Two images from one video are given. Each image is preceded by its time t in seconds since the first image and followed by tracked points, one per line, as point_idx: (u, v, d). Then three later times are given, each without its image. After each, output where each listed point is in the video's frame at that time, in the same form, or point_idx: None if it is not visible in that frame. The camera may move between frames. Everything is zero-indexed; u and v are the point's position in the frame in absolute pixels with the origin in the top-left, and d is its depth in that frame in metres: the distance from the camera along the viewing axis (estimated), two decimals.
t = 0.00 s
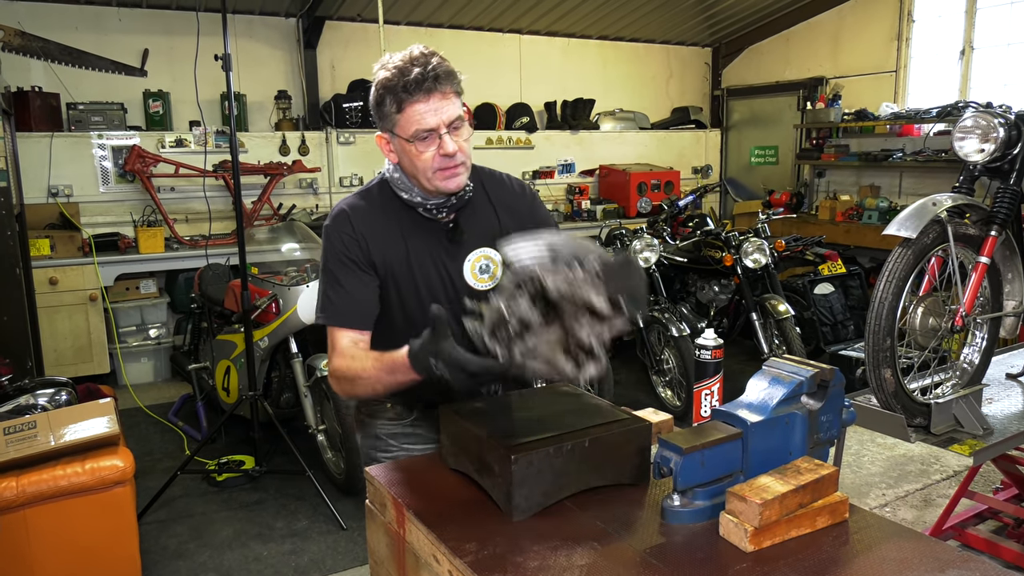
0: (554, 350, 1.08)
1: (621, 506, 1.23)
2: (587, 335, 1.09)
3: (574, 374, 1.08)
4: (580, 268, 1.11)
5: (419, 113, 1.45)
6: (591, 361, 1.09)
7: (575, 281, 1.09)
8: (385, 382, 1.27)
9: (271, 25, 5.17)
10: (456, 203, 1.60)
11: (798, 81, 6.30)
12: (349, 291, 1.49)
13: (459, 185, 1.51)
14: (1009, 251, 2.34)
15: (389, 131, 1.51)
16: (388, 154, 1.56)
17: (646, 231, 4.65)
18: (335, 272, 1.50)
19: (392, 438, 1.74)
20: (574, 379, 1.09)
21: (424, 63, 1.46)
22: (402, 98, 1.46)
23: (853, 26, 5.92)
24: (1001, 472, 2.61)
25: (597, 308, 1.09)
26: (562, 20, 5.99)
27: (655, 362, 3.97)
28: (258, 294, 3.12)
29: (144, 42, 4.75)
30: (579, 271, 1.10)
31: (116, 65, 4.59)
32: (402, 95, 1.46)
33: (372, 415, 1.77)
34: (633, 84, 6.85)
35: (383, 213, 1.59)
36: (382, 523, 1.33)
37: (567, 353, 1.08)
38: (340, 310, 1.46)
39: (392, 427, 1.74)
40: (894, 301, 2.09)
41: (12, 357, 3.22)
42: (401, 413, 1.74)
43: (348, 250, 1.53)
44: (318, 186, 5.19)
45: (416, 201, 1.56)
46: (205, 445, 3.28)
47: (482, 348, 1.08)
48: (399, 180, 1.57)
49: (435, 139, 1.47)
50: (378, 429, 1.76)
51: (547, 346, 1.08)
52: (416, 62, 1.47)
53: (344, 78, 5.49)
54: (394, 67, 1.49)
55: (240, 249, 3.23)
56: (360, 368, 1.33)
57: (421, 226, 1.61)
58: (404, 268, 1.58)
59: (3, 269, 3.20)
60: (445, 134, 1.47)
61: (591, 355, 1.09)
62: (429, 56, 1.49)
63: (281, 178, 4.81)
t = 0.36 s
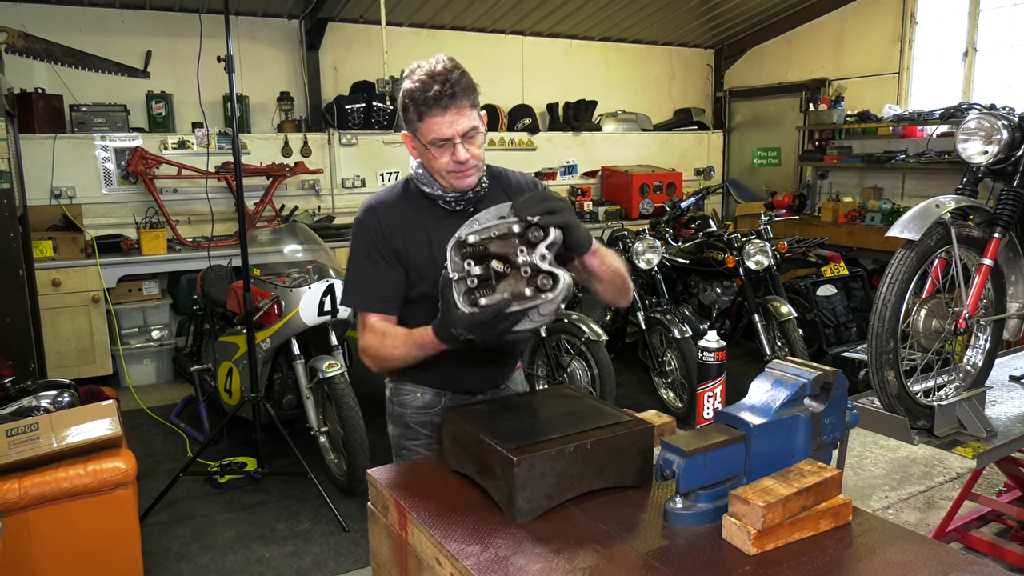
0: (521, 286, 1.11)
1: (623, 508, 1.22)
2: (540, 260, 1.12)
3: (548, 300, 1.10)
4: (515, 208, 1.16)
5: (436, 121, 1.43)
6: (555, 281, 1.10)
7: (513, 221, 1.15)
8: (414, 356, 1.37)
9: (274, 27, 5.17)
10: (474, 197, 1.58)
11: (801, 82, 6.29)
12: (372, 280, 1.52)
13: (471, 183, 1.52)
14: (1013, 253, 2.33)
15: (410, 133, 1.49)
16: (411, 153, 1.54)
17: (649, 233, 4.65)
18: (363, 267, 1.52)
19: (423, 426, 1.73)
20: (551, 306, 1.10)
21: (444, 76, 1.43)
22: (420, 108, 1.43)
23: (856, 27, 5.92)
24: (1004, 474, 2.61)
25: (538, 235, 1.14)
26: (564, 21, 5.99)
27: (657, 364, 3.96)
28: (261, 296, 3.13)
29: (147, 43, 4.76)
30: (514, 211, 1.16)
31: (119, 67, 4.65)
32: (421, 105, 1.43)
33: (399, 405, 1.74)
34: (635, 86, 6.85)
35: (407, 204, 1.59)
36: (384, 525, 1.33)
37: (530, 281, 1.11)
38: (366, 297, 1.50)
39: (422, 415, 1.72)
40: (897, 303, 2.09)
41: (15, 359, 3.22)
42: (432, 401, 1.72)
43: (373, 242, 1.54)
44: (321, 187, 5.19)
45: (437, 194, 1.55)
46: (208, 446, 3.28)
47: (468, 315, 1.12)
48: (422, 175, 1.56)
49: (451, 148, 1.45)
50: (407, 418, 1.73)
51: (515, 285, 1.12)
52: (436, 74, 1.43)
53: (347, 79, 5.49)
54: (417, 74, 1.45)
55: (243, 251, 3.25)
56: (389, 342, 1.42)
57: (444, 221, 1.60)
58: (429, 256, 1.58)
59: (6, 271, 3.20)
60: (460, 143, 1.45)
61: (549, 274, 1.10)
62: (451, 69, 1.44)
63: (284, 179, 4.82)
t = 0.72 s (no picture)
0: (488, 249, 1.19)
1: (621, 510, 1.22)
2: (517, 226, 1.19)
3: (508, 263, 1.18)
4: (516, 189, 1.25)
5: (447, 123, 1.44)
6: (521, 248, 1.18)
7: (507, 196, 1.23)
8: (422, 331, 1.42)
9: (271, 28, 5.17)
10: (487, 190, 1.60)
11: (798, 82, 6.30)
12: (388, 271, 1.53)
13: (481, 180, 1.54)
14: (1010, 253, 2.33)
15: (424, 131, 1.51)
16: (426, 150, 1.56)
17: (647, 233, 4.66)
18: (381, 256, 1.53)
19: (434, 408, 1.74)
20: (514, 271, 1.19)
21: (457, 82, 1.43)
22: (433, 110, 1.44)
23: (853, 28, 5.92)
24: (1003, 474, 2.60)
25: (524, 208, 1.21)
26: (562, 22, 5.99)
27: (655, 365, 3.96)
28: (258, 298, 3.13)
29: (144, 45, 4.76)
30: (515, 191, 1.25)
31: (117, 69, 4.65)
32: (434, 107, 1.43)
33: (411, 387, 1.75)
34: (632, 86, 6.85)
35: (420, 198, 1.59)
36: (382, 528, 1.33)
37: (500, 246, 1.19)
38: (382, 287, 1.52)
39: (433, 397, 1.73)
40: (895, 303, 2.08)
41: (12, 361, 3.21)
42: (443, 384, 1.73)
43: (388, 235, 1.55)
44: (318, 189, 5.18)
45: (450, 188, 1.57)
46: (206, 449, 3.28)
47: (446, 275, 1.23)
48: (435, 172, 1.58)
49: (462, 149, 1.46)
50: (418, 400, 1.74)
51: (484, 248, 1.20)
52: (449, 79, 1.44)
53: (344, 81, 5.49)
54: (432, 78, 1.45)
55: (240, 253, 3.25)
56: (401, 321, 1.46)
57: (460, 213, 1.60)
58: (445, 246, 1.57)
59: (2, 273, 3.19)
60: (471, 145, 1.46)
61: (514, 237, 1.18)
62: (465, 74, 1.45)
63: (281, 181, 4.81)
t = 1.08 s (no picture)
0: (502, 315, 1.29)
1: (619, 511, 1.22)
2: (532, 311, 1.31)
3: (510, 334, 1.27)
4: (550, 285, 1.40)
5: (445, 139, 1.42)
6: (528, 330, 1.27)
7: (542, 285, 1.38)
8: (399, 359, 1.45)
9: (269, 29, 5.16)
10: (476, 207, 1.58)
11: (797, 83, 6.30)
12: (366, 289, 1.53)
13: (474, 199, 1.53)
14: (1008, 253, 2.33)
15: (418, 145, 1.49)
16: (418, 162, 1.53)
17: (645, 234, 4.66)
18: (359, 273, 1.52)
19: (419, 419, 1.72)
20: (513, 344, 1.27)
21: (457, 98, 1.41)
22: (430, 124, 1.41)
23: (851, 28, 5.92)
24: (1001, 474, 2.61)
25: (549, 301, 1.35)
26: (560, 23, 5.99)
27: (654, 365, 3.96)
28: (257, 298, 3.14)
29: (142, 46, 4.75)
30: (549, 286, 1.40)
31: (115, 69, 4.64)
32: (432, 122, 1.41)
33: (396, 398, 1.74)
34: (631, 87, 6.86)
35: (408, 213, 1.57)
36: (380, 529, 1.32)
37: (515, 318, 1.29)
38: (360, 305, 1.53)
39: (418, 409, 1.72)
40: (893, 303, 2.09)
41: (10, 363, 3.20)
42: (428, 397, 1.71)
43: (370, 251, 1.53)
44: (316, 190, 5.18)
45: (440, 207, 1.55)
46: (204, 450, 3.27)
47: (455, 321, 1.31)
48: (427, 187, 1.55)
49: (457, 166, 1.45)
50: (404, 411, 1.73)
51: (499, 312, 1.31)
52: (449, 94, 1.42)
53: (342, 82, 5.49)
54: (430, 92, 1.43)
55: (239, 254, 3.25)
56: (379, 342, 1.50)
57: (444, 231, 1.58)
58: (427, 267, 1.56)
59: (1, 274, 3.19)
60: (466, 162, 1.44)
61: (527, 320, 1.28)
62: (465, 90, 1.43)
63: (279, 181, 4.80)
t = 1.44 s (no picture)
0: (510, 335, 1.24)
1: (617, 510, 1.22)
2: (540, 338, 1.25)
3: (513, 354, 1.20)
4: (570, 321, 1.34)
5: (445, 157, 1.39)
6: (534, 352, 1.21)
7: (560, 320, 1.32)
8: (382, 380, 1.41)
9: (267, 28, 5.16)
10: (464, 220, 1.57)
11: (795, 82, 6.31)
12: (346, 304, 1.48)
13: (465, 216, 1.52)
14: (1007, 252, 2.33)
15: (411, 159, 1.45)
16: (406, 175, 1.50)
17: (644, 232, 4.66)
18: (339, 284, 1.48)
19: (392, 429, 1.70)
20: (514, 364, 1.19)
21: (460, 115, 1.39)
22: (431, 142, 1.38)
23: (850, 27, 5.93)
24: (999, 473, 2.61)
25: (561, 334, 1.27)
26: (559, 22, 5.99)
27: (653, 364, 3.97)
28: (255, 297, 3.12)
29: (140, 45, 4.75)
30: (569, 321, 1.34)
31: (113, 69, 4.61)
32: (432, 140, 1.38)
33: (371, 408, 1.73)
34: (629, 86, 6.85)
35: (392, 224, 1.54)
36: (378, 528, 1.32)
37: (522, 340, 1.24)
38: (336, 320, 1.47)
39: (392, 418, 1.70)
40: (891, 302, 2.09)
41: (8, 362, 3.19)
42: (402, 404, 1.70)
43: (352, 262, 1.48)
44: (315, 189, 5.17)
45: (428, 220, 1.53)
46: (202, 449, 3.27)
47: (456, 335, 1.27)
48: (413, 201, 1.53)
49: (456, 184, 1.43)
50: (378, 420, 1.71)
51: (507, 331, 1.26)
52: (451, 110, 1.39)
53: (341, 80, 5.48)
54: (428, 105, 1.40)
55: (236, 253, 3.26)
56: (360, 363, 1.44)
57: (429, 242, 1.57)
58: (409, 281, 1.55)
59: None
60: (466, 181, 1.43)
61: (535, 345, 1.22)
62: (468, 105, 1.41)
63: (278, 181, 4.80)
